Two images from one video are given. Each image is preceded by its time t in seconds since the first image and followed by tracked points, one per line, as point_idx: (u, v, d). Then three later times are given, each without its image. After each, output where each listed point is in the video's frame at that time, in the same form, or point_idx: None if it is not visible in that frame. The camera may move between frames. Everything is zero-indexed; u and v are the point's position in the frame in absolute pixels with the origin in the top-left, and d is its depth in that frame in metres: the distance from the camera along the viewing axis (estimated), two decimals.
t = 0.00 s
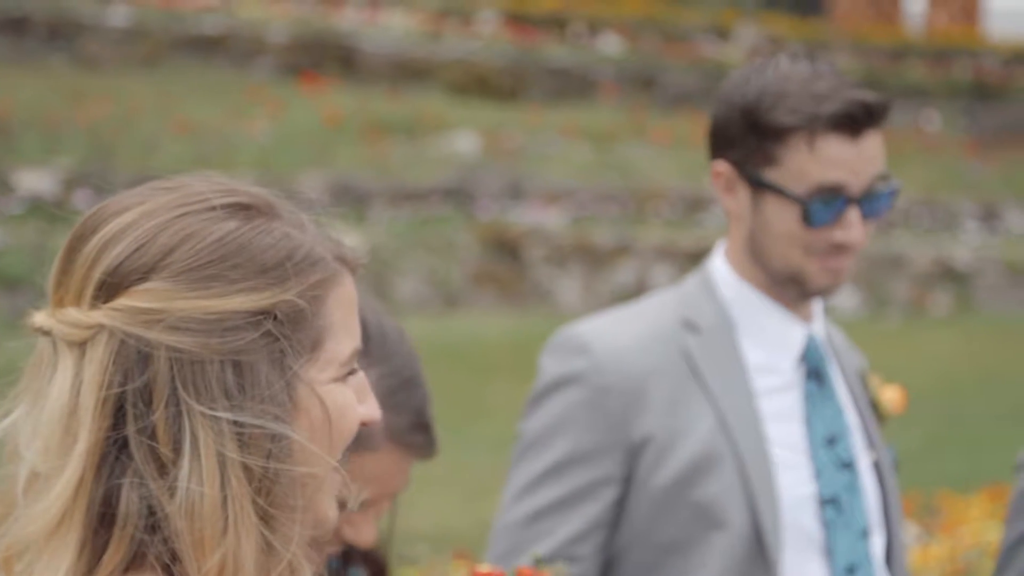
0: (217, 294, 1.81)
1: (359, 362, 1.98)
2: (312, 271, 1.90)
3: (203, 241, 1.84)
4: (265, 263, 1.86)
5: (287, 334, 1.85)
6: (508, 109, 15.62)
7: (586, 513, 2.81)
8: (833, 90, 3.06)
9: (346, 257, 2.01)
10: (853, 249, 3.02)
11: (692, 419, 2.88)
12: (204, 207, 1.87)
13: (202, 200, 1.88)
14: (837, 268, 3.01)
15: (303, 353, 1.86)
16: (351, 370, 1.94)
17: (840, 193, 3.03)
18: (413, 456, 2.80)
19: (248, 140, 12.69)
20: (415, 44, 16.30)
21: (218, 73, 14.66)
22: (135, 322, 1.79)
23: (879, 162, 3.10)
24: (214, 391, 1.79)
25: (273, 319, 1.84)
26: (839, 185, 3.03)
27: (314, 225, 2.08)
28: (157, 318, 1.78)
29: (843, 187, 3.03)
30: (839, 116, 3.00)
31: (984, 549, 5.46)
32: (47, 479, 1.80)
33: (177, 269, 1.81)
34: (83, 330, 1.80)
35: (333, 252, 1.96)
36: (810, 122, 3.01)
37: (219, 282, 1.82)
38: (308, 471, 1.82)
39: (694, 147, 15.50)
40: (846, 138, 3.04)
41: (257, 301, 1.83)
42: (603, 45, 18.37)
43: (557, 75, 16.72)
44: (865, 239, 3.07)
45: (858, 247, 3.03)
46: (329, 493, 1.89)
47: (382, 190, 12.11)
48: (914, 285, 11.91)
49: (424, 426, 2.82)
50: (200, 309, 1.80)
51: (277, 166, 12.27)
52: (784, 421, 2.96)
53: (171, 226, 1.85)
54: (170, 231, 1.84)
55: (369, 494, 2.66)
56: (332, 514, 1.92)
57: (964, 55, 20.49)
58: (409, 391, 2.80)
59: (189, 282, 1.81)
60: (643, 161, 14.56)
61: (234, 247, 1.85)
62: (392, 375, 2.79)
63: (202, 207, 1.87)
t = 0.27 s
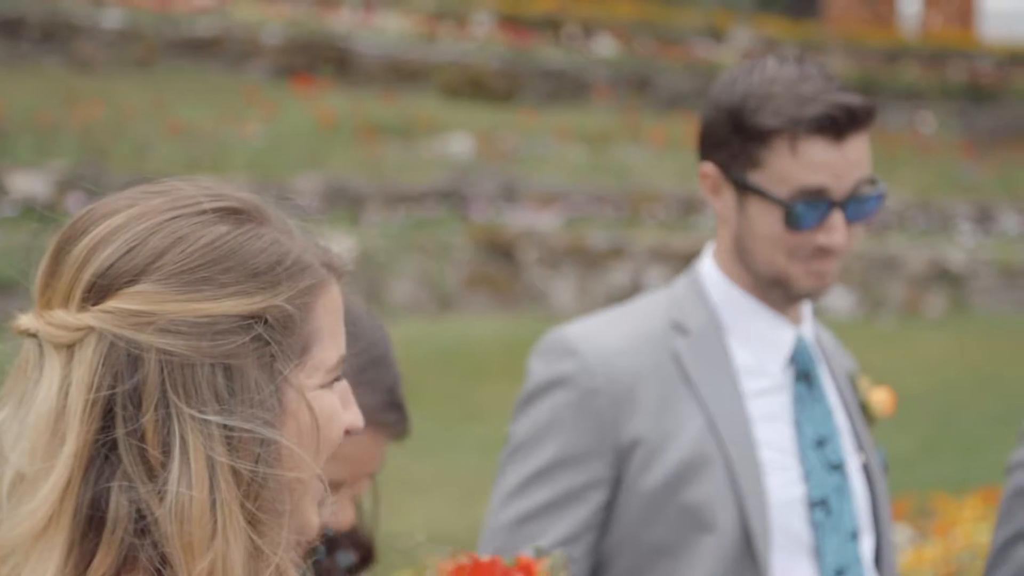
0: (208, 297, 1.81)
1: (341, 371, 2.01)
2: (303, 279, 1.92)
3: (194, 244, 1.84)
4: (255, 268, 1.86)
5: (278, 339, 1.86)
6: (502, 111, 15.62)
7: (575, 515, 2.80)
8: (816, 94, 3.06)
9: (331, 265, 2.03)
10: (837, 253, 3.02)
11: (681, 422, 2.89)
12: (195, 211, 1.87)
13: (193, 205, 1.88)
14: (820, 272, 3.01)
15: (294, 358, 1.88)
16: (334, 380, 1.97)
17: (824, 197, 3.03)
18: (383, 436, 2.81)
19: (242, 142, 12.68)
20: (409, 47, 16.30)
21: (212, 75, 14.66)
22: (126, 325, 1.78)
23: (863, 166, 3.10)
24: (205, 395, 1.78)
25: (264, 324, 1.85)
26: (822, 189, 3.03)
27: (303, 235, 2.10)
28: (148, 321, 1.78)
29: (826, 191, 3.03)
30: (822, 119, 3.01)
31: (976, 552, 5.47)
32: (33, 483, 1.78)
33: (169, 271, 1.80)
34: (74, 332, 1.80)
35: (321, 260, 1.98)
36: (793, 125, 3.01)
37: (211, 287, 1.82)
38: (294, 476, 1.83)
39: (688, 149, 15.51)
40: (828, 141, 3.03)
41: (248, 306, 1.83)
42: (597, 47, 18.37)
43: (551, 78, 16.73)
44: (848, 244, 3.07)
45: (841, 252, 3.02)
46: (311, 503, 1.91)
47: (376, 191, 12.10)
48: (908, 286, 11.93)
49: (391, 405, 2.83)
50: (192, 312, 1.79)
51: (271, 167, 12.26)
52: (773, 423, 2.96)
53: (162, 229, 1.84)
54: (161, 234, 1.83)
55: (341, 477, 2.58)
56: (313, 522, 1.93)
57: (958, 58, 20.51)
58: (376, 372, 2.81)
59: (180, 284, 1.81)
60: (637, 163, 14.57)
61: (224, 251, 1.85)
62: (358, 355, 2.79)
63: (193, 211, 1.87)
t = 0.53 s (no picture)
0: (203, 298, 1.81)
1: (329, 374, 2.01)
2: (295, 281, 1.92)
3: (189, 245, 1.84)
4: (250, 271, 1.87)
5: (273, 341, 1.87)
6: (498, 113, 15.62)
7: (566, 516, 2.81)
8: (804, 97, 3.07)
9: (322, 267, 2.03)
10: (825, 256, 3.02)
11: (671, 424, 2.89)
12: (189, 213, 1.87)
13: (187, 206, 1.88)
14: (807, 275, 3.01)
15: (288, 360, 1.88)
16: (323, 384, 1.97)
17: (811, 200, 3.04)
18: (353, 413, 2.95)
19: (237, 144, 12.67)
20: (404, 48, 16.29)
21: (207, 77, 14.66)
22: (122, 326, 1.77)
23: (852, 168, 3.10)
24: (199, 397, 1.78)
25: (259, 326, 1.85)
26: (808, 192, 3.04)
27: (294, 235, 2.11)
28: (144, 322, 1.77)
29: (812, 194, 3.04)
30: (807, 122, 3.00)
31: (971, 554, 5.47)
32: (25, 484, 1.77)
33: (166, 271, 1.80)
34: (68, 332, 1.79)
35: (312, 262, 1.99)
36: (779, 128, 3.02)
37: (206, 288, 1.82)
38: (287, 479, 1.83)
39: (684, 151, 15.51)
40: (815, 144, 3.04)
41: (242, 308, 1.83)
42: (593, 48, 18.37)
43: (547, 80, 16.74)
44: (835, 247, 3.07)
45: (828, 255, 3.03)
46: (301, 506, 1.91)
47: (371, 193, 12.10)
48: (903, 288, 11.94)
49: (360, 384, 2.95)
50: (187, 314, 1.79)
51: (265, 170, 12.26)
52: (765, 425, 2.96)
53: (157, 229, 1.84)
54: (156, 235, 1.83)
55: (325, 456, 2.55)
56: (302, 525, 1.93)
57: (954, 59, 20.52)
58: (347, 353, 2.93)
59: (177, 285, 1.81)
60: (632, 165, 14.57)
61: (220, 253, 1.85)
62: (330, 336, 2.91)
63: (189, 212, 1.87)
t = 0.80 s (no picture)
0: (201, 298, 1.81)
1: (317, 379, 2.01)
2: (289, 284, 1.93)
3: (187, 246, 1.84)
4: (248, 271, 1.87)
5: (270, 342, 1.87)
6: (494, 116, 15.61)
7: (555, 520, 2.81)
8: (792, 99, 3.07)
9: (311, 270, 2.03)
10: (812, 260, 3.01)
11: (662, 426, 2.90)
12: (186, 214, 1.87)
13: (183, 208, 1.88)
14: (796, 277, 3.00)
15: (285, 361, 1.89)
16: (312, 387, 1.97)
17: (797, 203, 3.03)
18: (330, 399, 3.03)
19: (232, 146, 12.66)
20: (400, 49, 16.27)
21: (204, 80, 14.64)
22: (121, 325, 1.77)
23: (841, 170, 3.10)
24: (199, 396, 1.78)
25: (257, 326, 1.86)
26: (795, 195, 3.03)
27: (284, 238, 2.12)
28: (143, 321, 1.77)
29: (799, 196, 3.03)
30: (794, 124, 3.01)
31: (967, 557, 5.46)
32: (21, 485, 1.76)
33: (164, 271, 1.80)
34: (66, 332, 1.78)
35: (304, 265, 1.99)
36: (766, 130, 3.02)
37: (204, 288, 1.83)
38: (285, 479, 1.84)
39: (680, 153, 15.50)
40: (802, 147, 3.03)
41: (240, 308, 1.83)
42: (589, 50, 18.36)
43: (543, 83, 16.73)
44: (823, 251, 3.06)
45: (815, 259, 3.01)
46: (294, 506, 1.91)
47: (366, 195, 12.09)
48: (899, 289, 11.93)
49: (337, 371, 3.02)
50: (187, 313, 1.79)
51: (260, 173, 12.26)
52: (757, 427, 2.96)
53: (154, 230, 1.84)
54: (154, 235, 1.83)
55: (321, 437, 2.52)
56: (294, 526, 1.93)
57: (950, 61, 20.52)
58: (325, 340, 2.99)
59: (175, 286, 1.81)
60: (628, 167, 14.56)
61: (218, 254, 1.85)
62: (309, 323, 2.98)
63: (186, 213, 1.87)
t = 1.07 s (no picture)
0: (199, 298, 1.81)
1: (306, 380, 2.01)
2: (284, 285, 1.93)
3: (184, 245, 1.83)
4: (245, 272, 1.87)
5: (267, 342, 1.88)
6: (488, 118, 15.59)
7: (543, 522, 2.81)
8: (778, 102, 3.07)
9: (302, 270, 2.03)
10: (797, 263, 3.00)
11: (652, 428, 2.89)
12: (183, 213, 1.87)
13: (179, 208, 1.87)
14: (783, 280, 3.00)
15: (280, 361, 1.89)
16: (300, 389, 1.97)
17: (783, 205, 3.02)
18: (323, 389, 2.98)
19: (226, 148, 12.64)
20: (394, 52, 16.25)
21: (198, 83, 14.62)
22: (121, 324, 1.76)
23: (828, 171, 3.09)
24: (198, 396, 1.78)
25: (255, 327, 1.86)
26: (779, 197, 3.02)
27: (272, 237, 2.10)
28: (142, 320, 1.76)
29: (785, 198, 3.02)
30: (776, 127, 3.00)
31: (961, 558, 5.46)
32: (19, 483, 1.75)
33: (163, 271, 1.80)
34: (63, 330, 1.77)
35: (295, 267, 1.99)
36: (750, 132, 3.02)
37: (203, 287, 1.82)
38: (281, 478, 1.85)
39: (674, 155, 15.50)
40: (786, 149, 3.02)
41: (237, 309, 1.83)
42: (584, 51, 18.34)
43: (538, 86, 16.72)
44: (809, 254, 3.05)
45: (800, 261, 3.01)
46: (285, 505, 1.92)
47: (361, 197, 12.07)
48: (894, 292, 11.94)
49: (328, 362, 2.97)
50: (186, 313, 1.79)
51: (254, 177, 12.25)
52: (748, 429, 2.96)
53: (153, 228, 1.83)
54: (153, 234, 1.82)
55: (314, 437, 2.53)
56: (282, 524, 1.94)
57: (945, 62, 20.53)
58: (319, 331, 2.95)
59: (174, 285, 1.80)
60: (623, 169, 14.56)
61: (215, 254, 1.85)
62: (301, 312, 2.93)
63: (183, 212, 1.87)
